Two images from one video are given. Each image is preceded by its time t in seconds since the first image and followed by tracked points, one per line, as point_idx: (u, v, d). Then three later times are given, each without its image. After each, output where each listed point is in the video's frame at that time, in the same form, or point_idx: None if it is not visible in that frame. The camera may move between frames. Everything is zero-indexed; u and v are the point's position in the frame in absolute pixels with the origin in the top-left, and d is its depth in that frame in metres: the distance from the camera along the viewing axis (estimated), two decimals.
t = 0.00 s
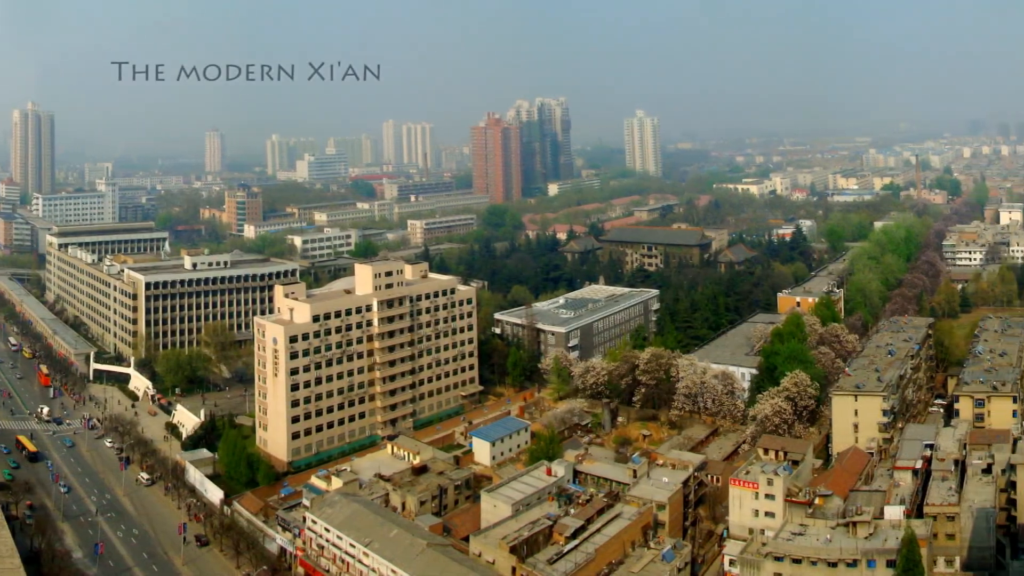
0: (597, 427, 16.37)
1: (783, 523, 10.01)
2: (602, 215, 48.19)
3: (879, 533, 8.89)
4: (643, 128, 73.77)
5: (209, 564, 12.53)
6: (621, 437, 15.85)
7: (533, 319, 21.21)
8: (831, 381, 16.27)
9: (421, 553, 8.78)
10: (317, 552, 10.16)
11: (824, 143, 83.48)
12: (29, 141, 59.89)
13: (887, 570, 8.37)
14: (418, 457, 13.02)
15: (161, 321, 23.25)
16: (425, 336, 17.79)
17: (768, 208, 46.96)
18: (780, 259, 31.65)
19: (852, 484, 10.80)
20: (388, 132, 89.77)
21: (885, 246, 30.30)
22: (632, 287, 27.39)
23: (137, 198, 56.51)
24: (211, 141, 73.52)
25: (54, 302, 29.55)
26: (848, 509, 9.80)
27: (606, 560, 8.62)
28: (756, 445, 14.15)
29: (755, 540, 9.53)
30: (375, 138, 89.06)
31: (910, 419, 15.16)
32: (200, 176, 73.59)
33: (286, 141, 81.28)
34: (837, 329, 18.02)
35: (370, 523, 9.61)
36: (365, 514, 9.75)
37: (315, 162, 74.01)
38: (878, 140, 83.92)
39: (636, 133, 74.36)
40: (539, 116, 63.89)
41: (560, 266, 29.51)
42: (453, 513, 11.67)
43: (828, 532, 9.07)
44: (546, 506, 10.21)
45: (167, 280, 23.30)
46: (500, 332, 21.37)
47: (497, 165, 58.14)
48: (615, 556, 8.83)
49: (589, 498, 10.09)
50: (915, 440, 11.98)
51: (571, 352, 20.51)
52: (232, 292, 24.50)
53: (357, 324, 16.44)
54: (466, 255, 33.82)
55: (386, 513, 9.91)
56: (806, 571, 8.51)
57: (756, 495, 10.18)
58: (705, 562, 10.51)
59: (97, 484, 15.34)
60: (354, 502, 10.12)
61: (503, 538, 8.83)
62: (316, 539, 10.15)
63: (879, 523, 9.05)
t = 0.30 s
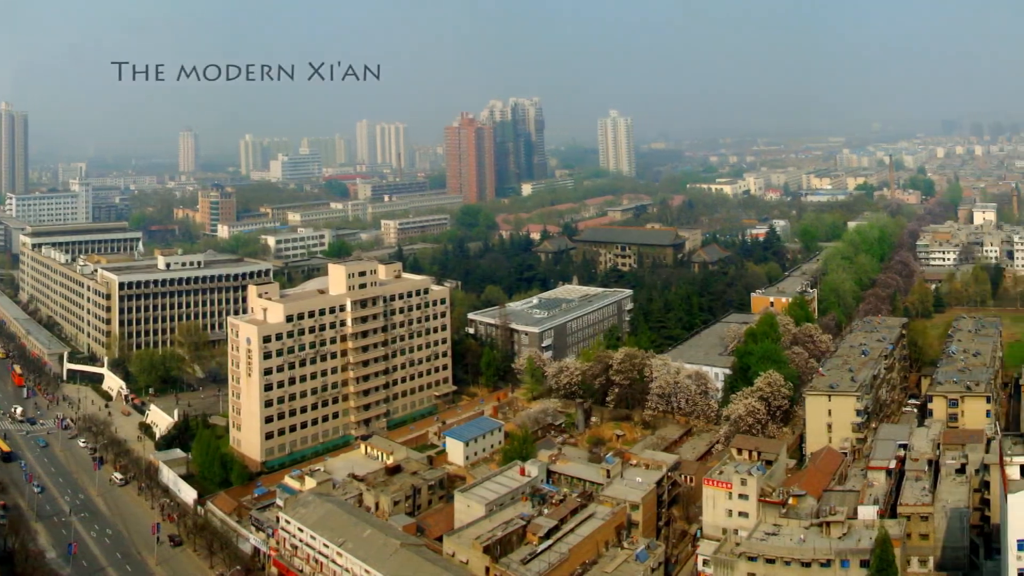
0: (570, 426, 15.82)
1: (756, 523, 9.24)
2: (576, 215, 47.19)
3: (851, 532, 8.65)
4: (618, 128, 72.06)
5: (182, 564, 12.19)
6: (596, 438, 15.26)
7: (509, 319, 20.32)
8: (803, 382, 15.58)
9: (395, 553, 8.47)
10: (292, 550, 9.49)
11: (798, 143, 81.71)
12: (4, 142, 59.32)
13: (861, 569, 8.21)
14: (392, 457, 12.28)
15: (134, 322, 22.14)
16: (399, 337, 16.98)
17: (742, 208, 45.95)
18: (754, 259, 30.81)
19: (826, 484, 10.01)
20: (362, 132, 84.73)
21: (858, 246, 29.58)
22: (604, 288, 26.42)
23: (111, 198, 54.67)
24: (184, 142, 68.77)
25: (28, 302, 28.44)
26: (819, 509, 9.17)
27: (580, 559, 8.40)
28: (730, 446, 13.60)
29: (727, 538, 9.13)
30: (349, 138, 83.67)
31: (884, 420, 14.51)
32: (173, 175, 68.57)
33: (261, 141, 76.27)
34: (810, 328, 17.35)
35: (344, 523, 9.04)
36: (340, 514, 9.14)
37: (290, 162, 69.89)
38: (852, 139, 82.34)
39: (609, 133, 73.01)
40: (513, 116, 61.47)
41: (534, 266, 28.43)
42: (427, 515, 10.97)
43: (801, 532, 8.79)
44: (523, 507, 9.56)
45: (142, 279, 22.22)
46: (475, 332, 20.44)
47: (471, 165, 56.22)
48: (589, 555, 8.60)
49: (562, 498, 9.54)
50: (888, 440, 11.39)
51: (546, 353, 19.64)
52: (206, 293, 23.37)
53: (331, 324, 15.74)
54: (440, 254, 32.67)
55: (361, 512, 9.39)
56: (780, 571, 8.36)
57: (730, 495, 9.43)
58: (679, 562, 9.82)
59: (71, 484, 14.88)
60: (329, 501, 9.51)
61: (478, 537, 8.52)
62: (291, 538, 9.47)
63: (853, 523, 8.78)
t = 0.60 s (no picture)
0: (542, 428, 13.62)
1: (730, 523, 8.71)
2: (550, 215, 43.19)
3: (825, 532, 8.35)
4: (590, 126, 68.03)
5: (157, 564, 10.30)
6: (569, 438, 13.21)
7: (482, 318, 18.05)
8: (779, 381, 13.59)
9: (369, 553, 8.17)
10: (264, 551, 8.92)
11: (771, 143, 81.10)
12: None
13: (835, 569, 7.92)
14: (367, 456, 10.38)
15: (108, 323, 19.82)
16: (373, 337, 15.01)
17: (716, 208, 42.85)
18: (728, 259, 28.01)
19: (799, 484, 9.63)
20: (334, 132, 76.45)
21: (832, 245, 27.15)
22: (576, 287, 23.68)
23: (84, 197, 48.90)
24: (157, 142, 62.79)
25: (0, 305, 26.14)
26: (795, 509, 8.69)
27: (553, 559, 8.15)
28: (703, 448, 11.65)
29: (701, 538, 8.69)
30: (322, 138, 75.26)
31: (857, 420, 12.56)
32: (146, 175, 62.62)
33: (232, 141, 67.65)
34: (786, 327, 15.09)
35: (318, 523, 8.63)
36: (313, 514, 8.75)
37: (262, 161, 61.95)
38: (825, 140, 83.03)
39: (584, 133, 68.57)
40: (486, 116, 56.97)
41: (507, 266, 25.75)
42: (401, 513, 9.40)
43: (774, 531, 8.41)
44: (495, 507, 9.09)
45: (115, 280, 19.89)
46: (448, 332, 18.16)
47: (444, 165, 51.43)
48: (563, 555, 8.30)
49: (536, 498, 9.13)
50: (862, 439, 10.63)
51: (520, 353, 17.37)
52: (186, 292, 21.01)
53: (305, 324, 13.90)
54: (411, 255, 29.70)
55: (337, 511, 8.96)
56: (754, 571, 8.06)
57: (704, 496, 8.82)
58: (652, 563, 8.91)
59: (44, 484, 12.88)
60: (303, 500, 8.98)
61: (451, 538, 8.24)
62: (264, 538, 8.91)
63: (827, 522, 8.47)
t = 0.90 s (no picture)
0: (517, 428, 13.39)
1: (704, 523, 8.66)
2: (523, 215, 42.42)
3: (799, 532, 8.33)
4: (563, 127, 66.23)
5: (130, 564, 10.26)
6: (542, 438, 12.95)
7: (457, 318, 17.41)
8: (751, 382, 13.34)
9: (343, 553, 8.17)
10: (238, 552, 8.91)
11: (745, 143, 80.67)
12: None
13: (809, 569, 7.89)
14: (341, 457, 10.24)
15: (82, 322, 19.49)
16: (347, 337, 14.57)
17: (689, 208, 42.42)
18: (702, 259, 27.42)
19: (773, 484, 9.60)
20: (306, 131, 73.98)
21: (805, 245, 26.44)
22: (550, 288, 23.48)
23: (57, 198, 47.68)
24: (130, 141, 61.34)
25: None
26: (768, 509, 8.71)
27: (527, 559, 8.14)
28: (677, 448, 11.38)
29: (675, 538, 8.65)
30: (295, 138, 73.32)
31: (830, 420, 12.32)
32: (120, 176, 61.56)
33: (205, 140, 66.14)
34: (758, 327, 14.97)
35: (291, 523, 8.64)
36: (286, 514, 8.75)
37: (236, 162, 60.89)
38: (799, 140, 82.72)
39: (556, 133, 66.43)
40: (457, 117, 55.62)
41: (480, 266, 25.37)
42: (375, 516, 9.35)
43: (748, 532, 8.38)
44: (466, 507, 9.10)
45: (88, 279, 19.50)
46: (422, 333, 17.45)
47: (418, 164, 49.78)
48: (536, 555, 8.30)
49: (509, 498, 9.10)
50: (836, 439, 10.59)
51: (494, 354, 16.78)
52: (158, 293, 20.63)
53: (279, 324, 13.45)
54: (386, 254, 28.95)
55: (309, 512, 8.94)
56: (728, 571, 8.04)
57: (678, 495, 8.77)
58: (626, 563, 8.86)
59: (16, 484, 12.82)
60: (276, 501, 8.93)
61: (424, 538, 8.23)
62: (237, 539, 8.89)
63: (801, 522, 8.45)
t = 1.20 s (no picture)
0: (490, 428, 13.29)
1: (677, 524, 8.66)
2: (498, 215, 42.15)
3: (772, 533, 8.34)
4: (538, 128, 65.53)
5: (103, 564, 10.26)
6: (516, 438, 12.89)
7: (430, 318, 17.29)
8: (724, 382, 13.30)
9: (316, 553, 8.17)
10: (211, 551, 8.91)
11: (718, 144, 80.29)
12: None
13: (782, 570, 7.89)
14: (314, 457, 10.24)
15: (56, 322, 19.45)
16: (320, 337, 14.52)
17: (664, 208, 42.38)
18: (675, 259, 27.29)
19: (746, 484, 9.58)
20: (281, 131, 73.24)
21: (779, 246, 26.33)
22: (523, 288, 23.37)
23: (31, 198, 46.90)
24: (104, 141, 60.79)
25: None
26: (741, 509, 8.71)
27: (501, 559, 8.14)
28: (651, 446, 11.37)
29: (648, 538, 8.64)
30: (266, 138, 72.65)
31: (804, 420, 12.25)
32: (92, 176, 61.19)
33: (179, 141, 65.54)
34: (731, 327, 14.99)
35: (264, 522, 8.64)
36: (259, 514, 8.75)
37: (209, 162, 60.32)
38: (773, 140, 82.72)
39: (529, 133, 65.89)
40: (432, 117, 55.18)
41: (454, 266, 25.28)
42: (349, 515, 9.35)
43: (721, 532, 8.38)
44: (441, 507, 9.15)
45: (63, 279, 19.50)
46: (394, 332, 17.30)
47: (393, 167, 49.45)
48: (510, 555, 8.29)
49: (482, 497, 9.09)
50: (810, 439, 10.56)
51: (468, 354, 16.68)
52: (130, 293, 20.61)
53: (252, 325, 13.43)
54: (360, 254, 28.68)
55: (283, 512, 8.94)
56: (701, 571, 8.03)
57: (650, 496, 8.75)
58: (600, 563, 8.85)
59: None
60: (250, 501, 8.91)
61: (397, 538, 8.23)
62: (210, 539, 8.88)
63: (773, 523, 8.45)
